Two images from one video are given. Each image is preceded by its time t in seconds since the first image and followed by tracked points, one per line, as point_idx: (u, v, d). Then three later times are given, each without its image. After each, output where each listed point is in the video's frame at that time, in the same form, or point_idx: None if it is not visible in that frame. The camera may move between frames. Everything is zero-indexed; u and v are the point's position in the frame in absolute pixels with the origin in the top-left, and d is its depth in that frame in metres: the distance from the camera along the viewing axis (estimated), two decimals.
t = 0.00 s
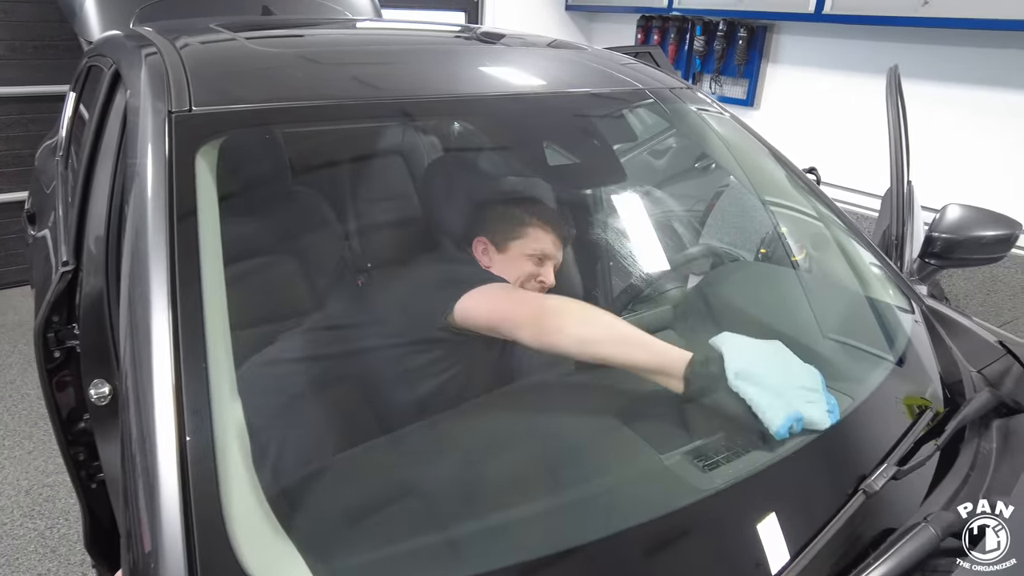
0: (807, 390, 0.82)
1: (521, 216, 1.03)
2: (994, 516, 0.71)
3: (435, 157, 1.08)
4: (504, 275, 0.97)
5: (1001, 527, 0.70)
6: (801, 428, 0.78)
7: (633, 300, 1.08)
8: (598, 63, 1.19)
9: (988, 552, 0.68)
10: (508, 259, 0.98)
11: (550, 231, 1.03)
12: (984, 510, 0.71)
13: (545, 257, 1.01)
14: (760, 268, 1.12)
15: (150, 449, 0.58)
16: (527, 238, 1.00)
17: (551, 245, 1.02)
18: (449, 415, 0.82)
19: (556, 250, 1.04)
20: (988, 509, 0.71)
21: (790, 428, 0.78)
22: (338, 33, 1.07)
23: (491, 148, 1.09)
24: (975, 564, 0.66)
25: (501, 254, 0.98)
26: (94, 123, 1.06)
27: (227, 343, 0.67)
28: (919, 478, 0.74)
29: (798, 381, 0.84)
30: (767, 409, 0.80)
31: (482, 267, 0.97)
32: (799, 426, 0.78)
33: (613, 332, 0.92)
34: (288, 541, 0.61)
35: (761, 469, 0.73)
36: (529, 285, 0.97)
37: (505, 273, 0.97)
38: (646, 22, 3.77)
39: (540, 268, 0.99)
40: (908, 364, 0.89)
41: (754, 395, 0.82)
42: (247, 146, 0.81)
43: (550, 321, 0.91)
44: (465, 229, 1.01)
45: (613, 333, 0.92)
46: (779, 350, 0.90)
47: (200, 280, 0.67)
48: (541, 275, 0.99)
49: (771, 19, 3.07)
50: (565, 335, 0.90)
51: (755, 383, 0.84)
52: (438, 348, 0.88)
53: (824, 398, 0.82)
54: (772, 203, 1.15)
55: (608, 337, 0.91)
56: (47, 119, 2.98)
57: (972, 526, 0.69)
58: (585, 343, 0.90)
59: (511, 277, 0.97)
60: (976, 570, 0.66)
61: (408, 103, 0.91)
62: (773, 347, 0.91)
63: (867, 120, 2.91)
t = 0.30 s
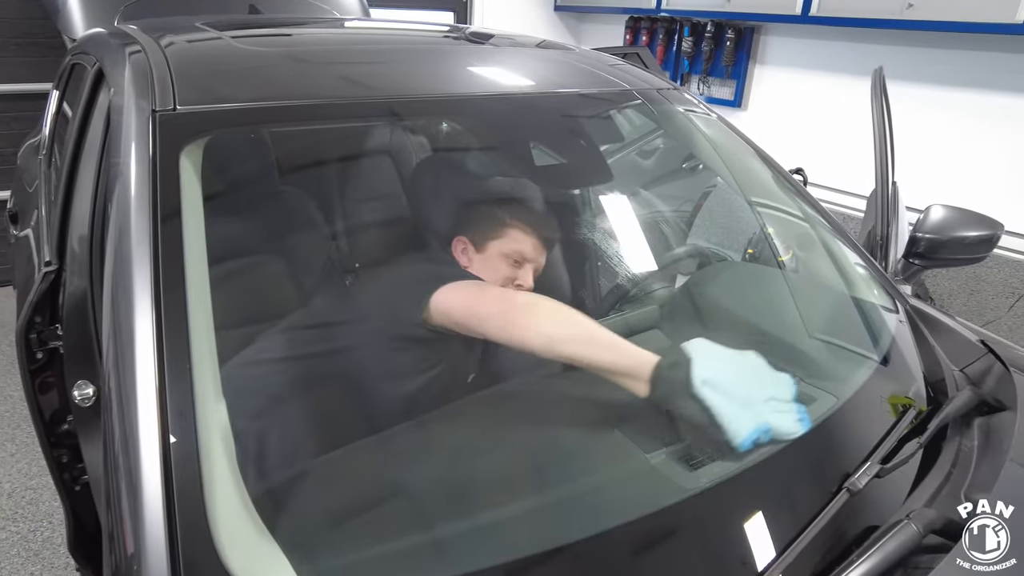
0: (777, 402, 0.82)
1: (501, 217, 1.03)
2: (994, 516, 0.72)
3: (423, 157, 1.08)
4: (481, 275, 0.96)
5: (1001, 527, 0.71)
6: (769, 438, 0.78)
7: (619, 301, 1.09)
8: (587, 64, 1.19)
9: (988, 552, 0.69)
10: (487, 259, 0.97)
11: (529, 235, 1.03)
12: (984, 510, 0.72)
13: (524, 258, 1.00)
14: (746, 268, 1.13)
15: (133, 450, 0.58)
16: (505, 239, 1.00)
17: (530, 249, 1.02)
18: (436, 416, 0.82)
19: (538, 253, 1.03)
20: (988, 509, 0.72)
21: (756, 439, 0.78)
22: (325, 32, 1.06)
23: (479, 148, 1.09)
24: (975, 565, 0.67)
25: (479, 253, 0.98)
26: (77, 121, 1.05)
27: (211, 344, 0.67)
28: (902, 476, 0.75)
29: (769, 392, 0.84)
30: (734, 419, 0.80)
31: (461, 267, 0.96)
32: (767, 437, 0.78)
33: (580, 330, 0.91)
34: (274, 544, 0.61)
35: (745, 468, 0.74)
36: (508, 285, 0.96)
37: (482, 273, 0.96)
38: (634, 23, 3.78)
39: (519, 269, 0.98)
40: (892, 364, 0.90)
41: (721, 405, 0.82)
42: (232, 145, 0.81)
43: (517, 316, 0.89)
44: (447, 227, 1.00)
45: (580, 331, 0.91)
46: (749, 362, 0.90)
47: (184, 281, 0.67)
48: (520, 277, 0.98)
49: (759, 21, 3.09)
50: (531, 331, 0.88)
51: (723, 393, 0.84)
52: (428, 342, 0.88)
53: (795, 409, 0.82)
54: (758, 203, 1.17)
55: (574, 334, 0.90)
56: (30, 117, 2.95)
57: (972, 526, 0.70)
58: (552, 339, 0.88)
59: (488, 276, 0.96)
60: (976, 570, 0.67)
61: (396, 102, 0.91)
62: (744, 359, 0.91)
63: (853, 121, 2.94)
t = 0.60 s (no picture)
0: (683, 440, 0.76)
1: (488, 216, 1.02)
2: (994, 516, 0.72)
3: (414, 157, 1.06)
4: (452, 271, 0.95)
5: (1001, 527, 0.71)
6: (665, 478, 0.72)
7: (611, 301, 1.07)
8: (578, 64, 1.19)
9: (988, 552, 0.69)
10: (460, 256, 0.96)
11: (505, 236, 1.02)
12: (984, 510, 0.72)
13: (498, 258, 0.99)
14: (737, 268, 1.13)
15: (120, 452, 0.57)
16: (479, 237, 1.00)
17: (506, 249, 1.01)
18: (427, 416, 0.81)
19: (516, 253, 1.02)
20: (988, 509, 0.72)
21: (649, 477, 0.72)
22: (316, 30, 1.06)
23: (470, 147, 1.06)
24: (975, 564, 0.67)
25: (453, 250, 0.97)
26: (63, 120, 1.04)
27: (199, 344, 0.66)
28: (891, 474, 0.75)
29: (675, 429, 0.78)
30: (631, 456, 0.74)
31: (433, 263, 0.96)
32: (661, 477, 0.72)
33: (493, 332, 0.87)
34: (264, 545, 0.60)
35: (736, 467, 0.74)
36: (479, 282, 0.95)
37: (453, 269, 0.95)
38: (626, 23, 3.78)
39: (492, 267, 0.98)
40: (882, 363, 0.91)
41: (618, 438, 0.76)
42: (222, 144, 0.80)
43: (432, 306, 0.88)
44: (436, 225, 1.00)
45: (494, 331, 0.87)
46: (666, 394, 0.84)
47: (172, 281, 0.66)
48: (493, 276, 0.97)
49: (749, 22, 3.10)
50: (442, 322, 0.86)
51: (624, 424, 0.78)
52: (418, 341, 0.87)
53: (706, 449, 0.76)
54: (748, 203, 1.17)
55: (482, 334, 0.86)
56: (14, 115, 2.92)
57: (972, 526, 0.70)
58: (463, 334, 0.85)
59: (461, 273, 0.95)
60: (976, 570, 0.67)
61: (386, 101, 0.91)
62: (659, 391, 0.85)
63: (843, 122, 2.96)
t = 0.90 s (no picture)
0: (580, 470, 0.71)
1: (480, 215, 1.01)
2: (994, 516, 0.71)
3: (407, 156, 1.06)
4: (433, 269, 0.94)
5: (1002, 527, 0.70)
6: (547, 511, 0.67)
7: (603, 299, 1.10)
8: (571, 62, 1.19)
9: (988, 552, 0.68)
10: (443, 254, 0.95)
11: (490, 229, 1.00)
12: (984, 510, 0.71)
13: (482, 254, 0.98)
14: (729, 267, 1.14)
15: (106, 452, 0.57)
16: (464, 232, 0.98)
17: (491, 244, 1.00)
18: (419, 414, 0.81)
19: (500, 250, 1.01)
20: (989, 509, 0.71)
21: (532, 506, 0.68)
22: (307, 28, 1.05)
23: (460, 145, 1.07)
24: (975, 564, 0.67)
25: (437, 247, 0.96)
26: (52, 117, 1.03)
27: (187, 342, 0.65)
28: (882, 471, 0.76)
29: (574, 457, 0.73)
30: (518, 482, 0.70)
31: (416, 259, 0.95)
32: (544, 509, 0.67)
33: (411, 332, 0.84)
34: (253, 545, 0.60)
35: (726, 465, 0.74)
36: (460, 282, 0.95)
37: (435, 268, 0.94)
38: (619, 23, 3.78)
39: (475, 265, 0.97)
40: (873, 361, 0.91)
41: (509, 460, 0.72)
42: (210, 141, 0.79)
43: (362, 297, 0.86)
44: (425, 222, 1.00)
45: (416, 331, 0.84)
46: (575, 419, 0.79)
47: (160, 279, 0.66)
48: (476, 274, 0.97)
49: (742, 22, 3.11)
50: (362, 316, 0.84)
51: (518, 444, 0.73)
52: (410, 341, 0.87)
53: (605, 485, 0.71)
54: (740, 203, 1.17)
55: (398, 334, 0.83)
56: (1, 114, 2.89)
57: (972, 526, 0.70)
58: (382, 331, 0.83)
59: (441, 272, 0.94)
60: (976, 570, 0.67)
61: (378, 99, 0.90)
62: (566, 414, 0.80)
63: (835, 122, 2.97)
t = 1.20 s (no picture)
0: (487, 497, 0.66)
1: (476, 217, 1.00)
2: (994, 516, 0.70)
3: (402, 154, 1.06)
4: (416, 269, 0.95)
5: (1002, 527, 0.70)
6: (445, 540, 0.63)
7: (597, 298, 1.12)
8: (566, 61, 1.18)
9: (988, 552, 0.68)
10: (425, 251, 0.96)
11: (474, 226, 0.98)
12: (984, 510, 0.70)
13: (466, 250, 0.97)
14: (723, 268, 1.14)
15: (94, 453, 0.56)
16: (449, 228, 0.97)
17: (475, 241, 0.98)
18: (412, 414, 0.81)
19: (484, 244, 0.99)
20: (988, 509, 0.70)
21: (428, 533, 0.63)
22: (300, 26, 1.05)
23: (453, 143, 1.08)
24: (975, 564, 0.66)
25: (420, 243, 0.96)
26: (42, 115, 1.02)
27: (176, 342, 0.65)
28: (877, 470, 0.76)
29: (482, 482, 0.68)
30: (419, 505, 0.65)
31: (399, 254, 0.96)
32: (441, 538, 0.63)
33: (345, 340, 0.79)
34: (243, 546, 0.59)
35: (719, 465, 0.74)
36: (442, 279, 0.95)
37: (418, 265, 0.95)
38: (614, 23, 3.76)
39: (458, 261, 0.96)
40: (867, 360, 0.91)
41: (410, 482, 0.67)
42: (201, 138, 0.79)
43: (310, 299, 0.82)
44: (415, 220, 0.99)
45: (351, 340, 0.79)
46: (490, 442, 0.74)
47: (150, 278, 0.65)
48: (459, 271, 0.96)
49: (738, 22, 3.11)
50: (306, 315, 0.80)
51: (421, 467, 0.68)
52: (399, 340, 0.89)
53: (513, 514, 0.66)
54: (735, 202, 1.16)
55: (331, 340, 0.78)
56: None
57: (972, 526, 0.69)
58: (319, 331, 0.79)
59: (423, 272, 0.95)
60: (977, 570, 0.66)
61: (372, 97, 0.90)
62: (479, 434, 0.74)
63: (830, 122, 2.97)
